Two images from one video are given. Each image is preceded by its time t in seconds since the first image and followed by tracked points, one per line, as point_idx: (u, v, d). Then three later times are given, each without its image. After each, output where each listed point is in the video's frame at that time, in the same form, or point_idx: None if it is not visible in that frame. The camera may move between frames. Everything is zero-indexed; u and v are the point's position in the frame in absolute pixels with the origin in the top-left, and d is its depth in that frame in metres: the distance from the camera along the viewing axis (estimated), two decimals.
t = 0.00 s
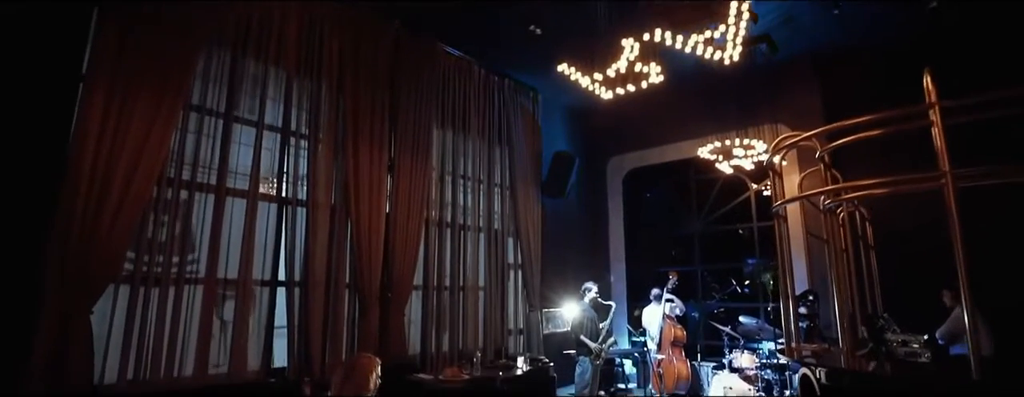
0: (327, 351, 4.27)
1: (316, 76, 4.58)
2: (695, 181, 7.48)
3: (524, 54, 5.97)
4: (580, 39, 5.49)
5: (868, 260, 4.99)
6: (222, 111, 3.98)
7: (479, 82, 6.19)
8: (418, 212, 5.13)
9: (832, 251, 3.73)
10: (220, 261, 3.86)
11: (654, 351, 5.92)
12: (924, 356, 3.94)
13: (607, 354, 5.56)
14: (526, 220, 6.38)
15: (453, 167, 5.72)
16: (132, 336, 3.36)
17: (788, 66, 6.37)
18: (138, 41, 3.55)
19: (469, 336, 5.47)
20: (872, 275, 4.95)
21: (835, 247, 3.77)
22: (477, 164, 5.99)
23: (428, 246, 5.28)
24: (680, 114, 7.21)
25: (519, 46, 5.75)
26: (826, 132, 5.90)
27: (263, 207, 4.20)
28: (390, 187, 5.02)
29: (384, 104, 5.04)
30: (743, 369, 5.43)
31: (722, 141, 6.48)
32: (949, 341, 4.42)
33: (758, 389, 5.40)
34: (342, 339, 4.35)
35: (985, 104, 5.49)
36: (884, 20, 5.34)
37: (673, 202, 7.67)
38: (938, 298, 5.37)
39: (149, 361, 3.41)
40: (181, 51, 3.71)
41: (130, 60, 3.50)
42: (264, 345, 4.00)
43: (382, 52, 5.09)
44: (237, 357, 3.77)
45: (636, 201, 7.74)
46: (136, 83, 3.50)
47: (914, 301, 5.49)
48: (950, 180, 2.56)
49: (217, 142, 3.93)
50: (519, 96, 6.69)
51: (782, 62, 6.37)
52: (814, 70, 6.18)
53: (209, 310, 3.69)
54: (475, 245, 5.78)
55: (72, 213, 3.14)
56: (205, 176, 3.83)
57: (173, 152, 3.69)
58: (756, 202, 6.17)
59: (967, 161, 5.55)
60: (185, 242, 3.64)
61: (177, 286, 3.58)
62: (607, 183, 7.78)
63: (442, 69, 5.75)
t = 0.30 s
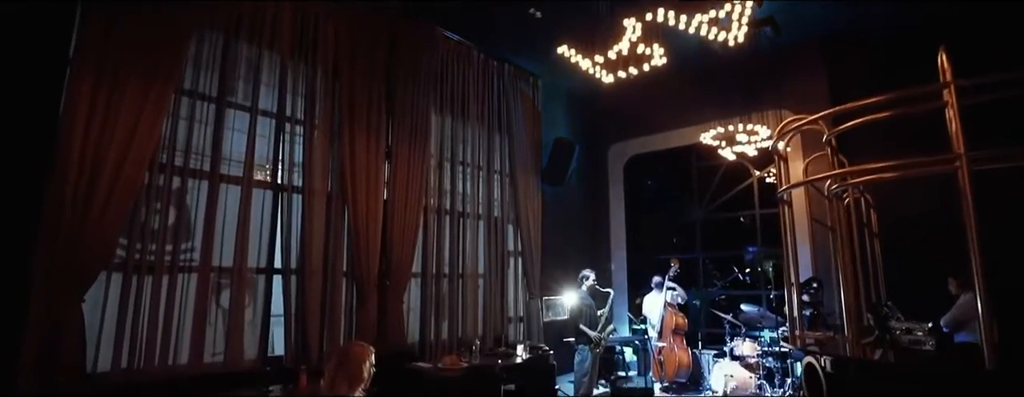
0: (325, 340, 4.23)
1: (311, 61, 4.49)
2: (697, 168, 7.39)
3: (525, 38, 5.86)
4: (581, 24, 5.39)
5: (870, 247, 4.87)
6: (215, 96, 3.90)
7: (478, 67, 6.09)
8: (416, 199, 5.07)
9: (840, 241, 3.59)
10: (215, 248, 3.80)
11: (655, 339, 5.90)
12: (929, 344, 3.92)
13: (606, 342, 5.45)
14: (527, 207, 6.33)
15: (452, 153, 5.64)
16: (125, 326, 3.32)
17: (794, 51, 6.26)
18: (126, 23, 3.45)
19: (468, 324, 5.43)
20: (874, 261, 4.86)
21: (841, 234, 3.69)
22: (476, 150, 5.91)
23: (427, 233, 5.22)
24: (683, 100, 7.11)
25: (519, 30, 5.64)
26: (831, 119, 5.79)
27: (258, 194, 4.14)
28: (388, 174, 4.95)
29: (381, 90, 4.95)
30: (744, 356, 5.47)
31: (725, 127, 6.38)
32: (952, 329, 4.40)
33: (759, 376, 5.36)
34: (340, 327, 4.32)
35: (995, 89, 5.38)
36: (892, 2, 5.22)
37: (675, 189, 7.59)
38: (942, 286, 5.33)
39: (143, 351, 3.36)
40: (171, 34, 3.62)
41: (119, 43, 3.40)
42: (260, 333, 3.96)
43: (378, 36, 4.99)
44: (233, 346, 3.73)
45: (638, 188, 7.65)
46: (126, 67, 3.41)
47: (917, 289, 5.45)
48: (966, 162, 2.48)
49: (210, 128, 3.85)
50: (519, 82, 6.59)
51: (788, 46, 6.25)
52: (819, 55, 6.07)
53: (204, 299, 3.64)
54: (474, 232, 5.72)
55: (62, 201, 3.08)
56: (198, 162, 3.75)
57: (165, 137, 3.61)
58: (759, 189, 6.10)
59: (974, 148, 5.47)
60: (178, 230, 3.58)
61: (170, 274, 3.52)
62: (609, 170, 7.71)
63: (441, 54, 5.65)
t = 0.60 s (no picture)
0: (321, 329, 4.19)
1: (305, 45, 4.38)
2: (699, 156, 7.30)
3: (525, 23, 5.74)
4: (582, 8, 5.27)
5: (875, 234, 4.76)
6: (206, 81, 3.80)
7: (476, 52, 5.98)
8: (414, 187, 4.99)
9: (849, 233, 3.48)
10: (208, 237, 3.74)
11: (655, 328, 5.88)
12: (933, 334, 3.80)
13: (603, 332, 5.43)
14: (526, 195, 6.25)
15: (450, 140, 5.56)
16: (116, 316, 3.26)
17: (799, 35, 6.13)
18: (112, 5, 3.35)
19: (466, 313, 5.39)
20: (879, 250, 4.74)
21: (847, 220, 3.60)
22: (474, 137, 5.83)
23: (424, 222, 5.16)
24: (686, 86, 7.00)
25: (518, 14, 5.52)
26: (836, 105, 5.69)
27: (252, 182, 4.06)
28: (385, 161, 4.88)
29: (378, 75, 4.86)
30: (745, 345, 5.48)
31: (728, 113, 6.30)
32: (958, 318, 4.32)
33: (760, 365, 5.34)
34: (336, 316, 4.28)
35: (1004, 74, 5.27)
36: None
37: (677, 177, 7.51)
38: (946, 275, 5.27)
39: (135, 341, 3.32)
40: (160, 16, 3.52)
41: (105, 25, 3.29)
42: (255, 322, 3.91)
43: (374, 20, 4.88)
44: (227, 335, 3.68)
45: (639, 176, 7.56)
46: (113, 50, 3.31)
47: (921, 278, 5.39)
48: (981, 143, 2.42)
49: (202, 114, 3.76)
50: (519, 68, 6.48)
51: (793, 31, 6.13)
52: (825, 39, 5.96)
53: (197, 289, 3.59)
54: (472, 220, 5.65)
55: (49, 190, 3.01)
56: (189, 148, 3.68)
57: (156, 124, 3.53)
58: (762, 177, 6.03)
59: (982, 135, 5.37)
60: (169, 219, 3.51)
61: (162, 263, 3.47)
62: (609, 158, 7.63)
63: (439, 39, 5.54)
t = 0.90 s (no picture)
0: (317, 320, 4.13)
1: (299, 30, 4.28)
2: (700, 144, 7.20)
3: (524, 8, 5.62)
4: None
5: (879, 223, 4.67)
6: (196, 67, 3.71)
7: (474, 38, 5.86)
8: (411, 176, 4.91)
9: (854, 223, 3.39)
10: (200, 226, 3.66)
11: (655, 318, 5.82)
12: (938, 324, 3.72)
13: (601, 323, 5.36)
14: (525, 184, 6.17)
15: (448, 128, 5.47)
16: (105, 308, 3.20)
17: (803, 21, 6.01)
18: None
19: (465, 304, 5.33)
20: (885, 240, 4.65)
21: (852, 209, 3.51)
22: (472, 125, 5.73)
23: (421, 211, 5.08)
24: (688, 73, 6.89)
25: None
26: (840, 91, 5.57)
27: (245, 171, 3.98)
28: (380, 149, 4.79)
29: (373, 61, 4.75)
30: (747, 336, 5.41)
31: (730, 100, 6.17)
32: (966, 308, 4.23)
33: (761, 356, 5.30)
34: (332, 306, 4.22)
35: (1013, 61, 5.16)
36: None
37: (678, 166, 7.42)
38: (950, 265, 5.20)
39: (126, 333, 3.25)
40: None
41: (90, 9, 3.17)
42: (249, 312, 3.86)
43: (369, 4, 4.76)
44: (220, 326, 3.62)
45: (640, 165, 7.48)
46: (99, 33, 3.21)
47: (925, 267, 5.33)
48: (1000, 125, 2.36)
49: (192, 100, 3.67)
50: (518, 55, 6.37)
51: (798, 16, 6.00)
52: (830, 25, 5.84)
53: (189, 279, 3.52)
54: (470, 209, 5.58)
55: (33, 179, 2.93)
56: (180, 136, 3.59)
57: (144, 110, 3.44)
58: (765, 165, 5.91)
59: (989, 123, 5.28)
60: (160, 208, 3.43)
61: (153, 254, 3.40)
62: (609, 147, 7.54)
63: (436, 24, 5.42)
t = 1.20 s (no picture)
0: (313, 310, 4.09)
1: (291, 15, 4.18)
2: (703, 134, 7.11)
3: None
4: None
5: (883, 213, 4.58)
6: (185, 53, 3.61)
7: (472, 25, 5.75)
8: (408, 165, 4.83)
9: (861, 214, 3.29)
10: (191, 216, 3.60)
11: (655, 310, 5.77)
12: (942, 316, 3.64)
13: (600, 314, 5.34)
14: (524, 173, 6.09)
15: (446, 116, 5.38)
16: (94, 299, 3.14)
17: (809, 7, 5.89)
18: None
19: (463, 295, 5.28)
20: (889, 230, 4.58)
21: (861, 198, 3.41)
22: (470, 114, 5.64)
23: (419, 200, 5.01)
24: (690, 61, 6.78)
25: None
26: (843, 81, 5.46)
27: (238, 159, 3.90)
28: (376, 139, 4.70)
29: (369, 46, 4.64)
30: (748, 327, 5.34)
31: (734, 87, 6.09)
32: (969, 300, 4.16)
33: (762, 348, 5.22)
34: (328, 297, 4.17)
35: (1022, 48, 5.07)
36: None
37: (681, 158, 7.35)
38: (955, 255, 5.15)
39: (116, 325, 3.20)
40: None
41: None
42: (242, 303, 3.80)
43: None
44: (213, 317, 3.57)
45: (641, 155, 7.41)
46: (84, 16, 3.12)
47: (929, 258, 5.27)
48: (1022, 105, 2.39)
49: (182, 87, 3.58)
50: (517, 43, 6.25)
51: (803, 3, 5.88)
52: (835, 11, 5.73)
53: (180, 270, 3.46)
54: (468, 199, 5.50)
55: (16, 168, 2.85)
56: (169, 124, 3.51)
57: (132, 97, 3.35)
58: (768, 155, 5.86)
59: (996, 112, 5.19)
60: (149, 198, 3.36)
61: (142, 245, 3.33)
62: (609, 136, 7.44)
63: (433, 10, 5.31)
